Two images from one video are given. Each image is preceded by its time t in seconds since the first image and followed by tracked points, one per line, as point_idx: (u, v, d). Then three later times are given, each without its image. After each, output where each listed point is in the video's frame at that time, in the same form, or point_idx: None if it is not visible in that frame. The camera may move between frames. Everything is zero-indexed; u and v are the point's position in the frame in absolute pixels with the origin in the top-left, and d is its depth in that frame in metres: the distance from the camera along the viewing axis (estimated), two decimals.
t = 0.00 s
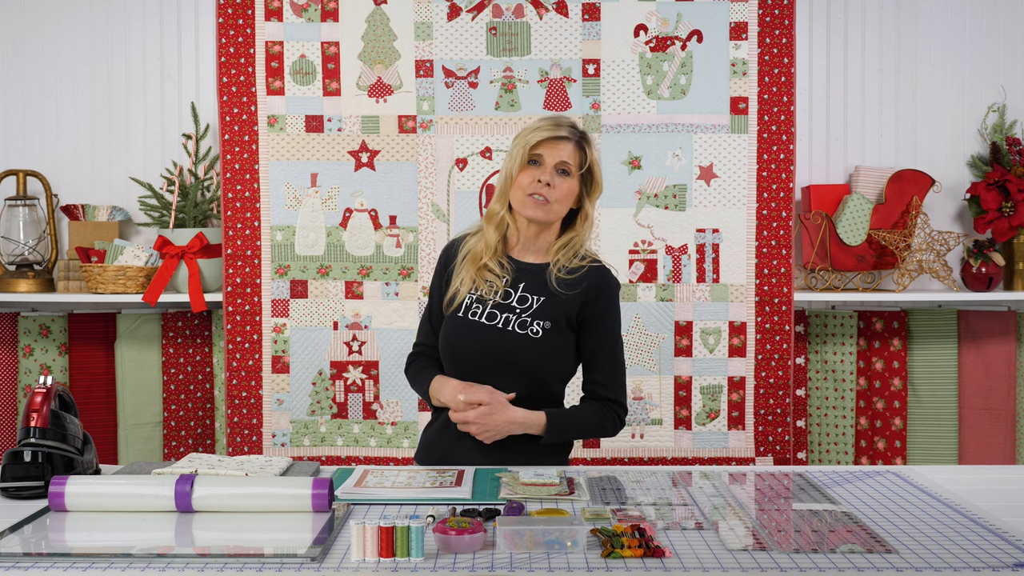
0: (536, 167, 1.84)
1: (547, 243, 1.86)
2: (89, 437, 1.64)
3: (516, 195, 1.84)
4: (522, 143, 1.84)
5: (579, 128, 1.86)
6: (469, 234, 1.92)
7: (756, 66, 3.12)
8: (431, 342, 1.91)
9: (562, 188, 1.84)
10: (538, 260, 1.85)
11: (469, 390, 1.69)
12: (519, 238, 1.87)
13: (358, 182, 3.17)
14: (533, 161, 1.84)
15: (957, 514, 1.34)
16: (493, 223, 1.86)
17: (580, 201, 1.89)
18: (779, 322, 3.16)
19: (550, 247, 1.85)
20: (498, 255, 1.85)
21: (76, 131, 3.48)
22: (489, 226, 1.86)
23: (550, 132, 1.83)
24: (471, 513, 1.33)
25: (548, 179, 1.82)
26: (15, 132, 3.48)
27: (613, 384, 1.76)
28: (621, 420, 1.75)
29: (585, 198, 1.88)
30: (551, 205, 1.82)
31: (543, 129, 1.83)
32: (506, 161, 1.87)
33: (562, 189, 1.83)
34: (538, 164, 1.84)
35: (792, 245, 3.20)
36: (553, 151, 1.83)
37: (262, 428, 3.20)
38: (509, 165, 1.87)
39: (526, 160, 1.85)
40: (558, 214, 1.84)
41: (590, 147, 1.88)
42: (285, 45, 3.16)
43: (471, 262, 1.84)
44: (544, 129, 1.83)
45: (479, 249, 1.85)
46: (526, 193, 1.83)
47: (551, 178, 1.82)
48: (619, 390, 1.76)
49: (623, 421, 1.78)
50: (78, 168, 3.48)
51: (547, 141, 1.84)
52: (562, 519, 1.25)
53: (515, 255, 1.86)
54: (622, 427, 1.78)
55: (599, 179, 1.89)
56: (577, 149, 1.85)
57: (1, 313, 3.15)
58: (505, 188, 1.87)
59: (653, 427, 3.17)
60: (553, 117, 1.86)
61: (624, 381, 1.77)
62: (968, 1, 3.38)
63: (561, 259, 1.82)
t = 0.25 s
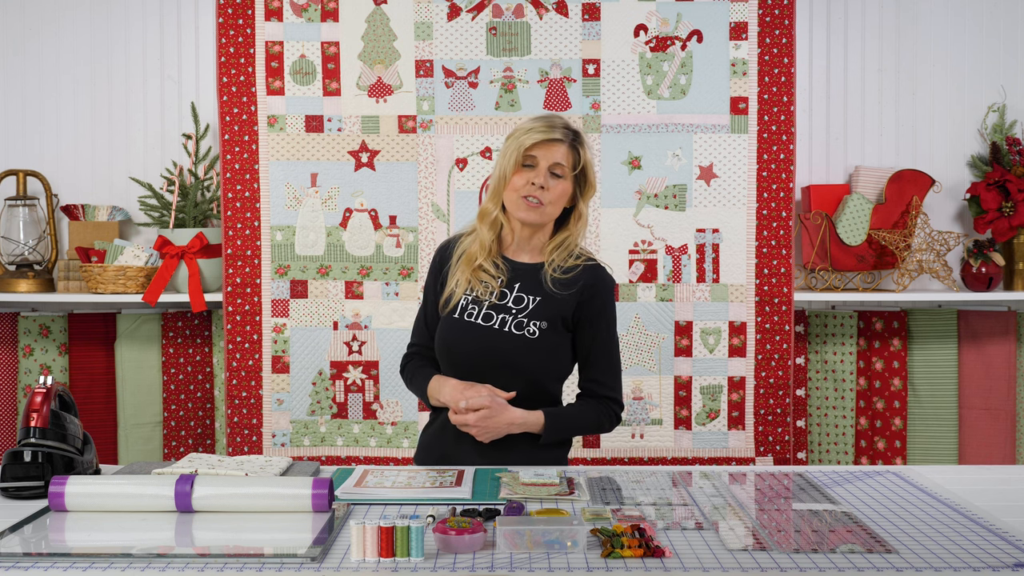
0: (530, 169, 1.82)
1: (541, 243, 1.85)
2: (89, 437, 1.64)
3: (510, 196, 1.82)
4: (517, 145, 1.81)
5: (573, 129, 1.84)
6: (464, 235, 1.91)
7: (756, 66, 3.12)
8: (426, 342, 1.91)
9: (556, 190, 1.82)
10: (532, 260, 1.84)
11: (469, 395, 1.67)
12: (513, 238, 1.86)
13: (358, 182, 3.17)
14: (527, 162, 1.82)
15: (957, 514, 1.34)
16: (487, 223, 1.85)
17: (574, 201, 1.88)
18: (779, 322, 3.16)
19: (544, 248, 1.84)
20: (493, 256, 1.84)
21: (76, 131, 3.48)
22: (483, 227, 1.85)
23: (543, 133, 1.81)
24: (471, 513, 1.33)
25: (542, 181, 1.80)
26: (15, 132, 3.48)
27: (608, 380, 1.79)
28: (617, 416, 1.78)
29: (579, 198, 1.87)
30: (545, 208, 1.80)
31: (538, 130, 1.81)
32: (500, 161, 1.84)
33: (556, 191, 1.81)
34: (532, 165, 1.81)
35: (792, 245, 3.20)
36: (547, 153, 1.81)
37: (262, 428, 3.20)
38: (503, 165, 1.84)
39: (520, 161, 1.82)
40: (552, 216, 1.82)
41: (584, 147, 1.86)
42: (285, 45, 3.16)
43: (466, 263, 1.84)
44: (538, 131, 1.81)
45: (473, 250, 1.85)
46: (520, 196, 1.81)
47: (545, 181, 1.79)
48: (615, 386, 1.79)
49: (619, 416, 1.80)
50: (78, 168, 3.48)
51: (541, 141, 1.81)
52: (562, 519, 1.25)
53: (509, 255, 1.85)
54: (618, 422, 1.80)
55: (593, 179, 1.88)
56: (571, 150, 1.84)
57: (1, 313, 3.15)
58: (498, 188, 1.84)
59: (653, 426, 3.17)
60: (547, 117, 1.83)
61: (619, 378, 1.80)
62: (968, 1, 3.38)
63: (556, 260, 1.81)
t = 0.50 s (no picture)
0: (514, 163, 1.85)
1: (535, 238, 1.85)
2: (89, 437, 1.64)
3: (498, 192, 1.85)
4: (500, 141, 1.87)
5: (554, 120, 1.87)
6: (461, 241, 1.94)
7: (756, 66, 3.12)
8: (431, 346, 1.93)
9: (542, 180, 1.83)
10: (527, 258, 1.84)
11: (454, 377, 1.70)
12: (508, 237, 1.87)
13: (358, 182, 3.17)
14: (512, 157, 1.86)
15: (957, 514, 1.34)
16: (480, 225, 1.88)
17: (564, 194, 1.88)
18: (779, 322, 3.16)
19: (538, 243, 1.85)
20: (489, 256, 1.86)
21: (76, 131, 3.48)
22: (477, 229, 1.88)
23: (523, 126, 1.86)
24: (471, 513, 1.33)
25: (526, 172, 1.83)
26: (15, 132, 3.48)
27: (605, 378, 1.74)
28: (612, 415, 1.74)
29: (569, 188, 1.87)
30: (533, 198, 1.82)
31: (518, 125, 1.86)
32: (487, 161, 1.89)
33: (542, 180, 1.83)
34: (516, 158, 1.85)
35: (792, 245, 3.20)
36: (529, 145, 1.85)
37: (262, 428, 3.20)
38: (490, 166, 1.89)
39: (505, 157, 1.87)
40: (542, 207, 1.83)
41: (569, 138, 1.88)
42: (285, 45, 3.16)
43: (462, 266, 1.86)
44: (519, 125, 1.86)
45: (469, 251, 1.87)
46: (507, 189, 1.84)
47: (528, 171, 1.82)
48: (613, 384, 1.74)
49: (616, 415, 1.75)
50: (78, 169, 3.48)
51: (522, 135, 1.86)
52: (562, 519, 1.25)
53: (505, 255, 1.86)
54: (615, 420, 1.76)
55: (581, 168, 1.88)
56: (553, 140, 1.86)
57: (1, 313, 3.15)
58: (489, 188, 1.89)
59: (653, 427, 3.17)
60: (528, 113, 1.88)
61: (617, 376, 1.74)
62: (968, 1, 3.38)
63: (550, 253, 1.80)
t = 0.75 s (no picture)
0: (502, 164, 1.88)
1: (532, 237, 1.85)
2: (89, 437, 1.64)
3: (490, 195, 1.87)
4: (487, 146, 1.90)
5: (537, 119, 1.91)
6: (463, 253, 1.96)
7: (756, 66, 3.12)
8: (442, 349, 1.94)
9: (531, 177, 1.85)
10: (525, 257, 1.84)
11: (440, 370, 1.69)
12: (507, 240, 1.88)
13: (358, 182, 3.17)
14: (500, 159, 1.88)
15: (957, 514, 1.34)
16: (479, 234, 1.90)
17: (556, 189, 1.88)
18: (779, 322, 3.16)
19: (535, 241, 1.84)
20: (489, 262, 1.87)
21: (76, 131, 3.48)
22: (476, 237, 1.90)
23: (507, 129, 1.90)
24: (471, 513, 1.33)
25: (513, 171, 1.85)
26: (15, 132, 3.48)
27: (600, 375, 1.67)
28: (608, 413, 1.67)
29: (560, 182, 1.87)
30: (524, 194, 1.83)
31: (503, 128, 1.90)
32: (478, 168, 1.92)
33: (532, 176, 1.84)
34: (504, 159, 1.88)
35: (792, 245, 3.20)
36: (513, 145, 1.88)
37: (262, 428, 3.20)
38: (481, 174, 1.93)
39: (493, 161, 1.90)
40: (534, 203, 1.84)
41: (555, 134, 1.90)
42: (285, 45, 3.16)
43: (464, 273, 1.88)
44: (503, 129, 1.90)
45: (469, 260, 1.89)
46: (499, 190, 1.85)
47: (515, 169, 1.84)
48: (609, 382, 1.67)
49: (613, 414, 1.68)
50: (78, 169, 3.48)
51: (507, 136, 1.89)
52: (562, 519, 1.25)
53: (504, 257, 1.86)
54: (613, 419, 1.69)
55: (569, 161, 1.89)
56: (537, 138, 1.89)
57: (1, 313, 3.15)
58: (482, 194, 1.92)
59: (653, 426, 3.17)
60: (512, 116, 1.92)
61: (613, 373, 1.67)
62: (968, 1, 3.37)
63: (547, 248, 1.79)
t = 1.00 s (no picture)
0: (497, 171, 1.83)
1: (533, 240, 1.83)
2: (89, 437, 1.64)
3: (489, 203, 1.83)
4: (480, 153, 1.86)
5: (527, 120, 1.86)
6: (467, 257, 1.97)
7: (756, 66, 3.12)
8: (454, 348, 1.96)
9: (528, 182, 1.81)
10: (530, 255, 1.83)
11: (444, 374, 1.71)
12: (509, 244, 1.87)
13: (358, 182, 3.17)
14: (494, 166, 1.84)
15: (957, 514, 1.34)
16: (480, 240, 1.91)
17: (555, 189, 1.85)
18: (779, 322, 3.16)
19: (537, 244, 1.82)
20: (492, 268, 1.90)
21: (76, 131, 3.48)
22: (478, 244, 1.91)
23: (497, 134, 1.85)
24: (471, 513, 1.33)
25: (510, 178, 1.80)
26: (15, 132, 3.48)
27: (600, 369, 1.66)
28: (610, 408, 1.66)
29: (556, 182, 1.83)
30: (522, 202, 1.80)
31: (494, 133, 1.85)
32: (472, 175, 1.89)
33: (527, 182, 1.80)
34: (499, 166, 1.83)
35: (792, 245, 3.20)
36: (507, 151, 1.83)
37: (262, 428, 3.20)
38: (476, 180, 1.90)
39: (487, 168, 1.86)
40: (533, 208, 1.81)
41: (547, 134, 1.85)
42: (285, 45, 3.16)
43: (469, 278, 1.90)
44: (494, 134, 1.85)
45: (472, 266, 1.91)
46: (497, 199, 1.82)
47: (511, 177, 1.80)
48: (610, 376, 1.66)
49: (615, 408, 1.68)
50: (78, 169, 3.48)
51: (498, 142, 1.84)
52: (562, 519, 1.25)
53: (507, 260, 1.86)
54: (616, 413, 1.68)
55: (562, 158, 1.84)
56: (530, 140, 1.84)
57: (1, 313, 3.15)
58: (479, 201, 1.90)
59: (653, 426, 3.17)
60: (502, 119, 1.86)
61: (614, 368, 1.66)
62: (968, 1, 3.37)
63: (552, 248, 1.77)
